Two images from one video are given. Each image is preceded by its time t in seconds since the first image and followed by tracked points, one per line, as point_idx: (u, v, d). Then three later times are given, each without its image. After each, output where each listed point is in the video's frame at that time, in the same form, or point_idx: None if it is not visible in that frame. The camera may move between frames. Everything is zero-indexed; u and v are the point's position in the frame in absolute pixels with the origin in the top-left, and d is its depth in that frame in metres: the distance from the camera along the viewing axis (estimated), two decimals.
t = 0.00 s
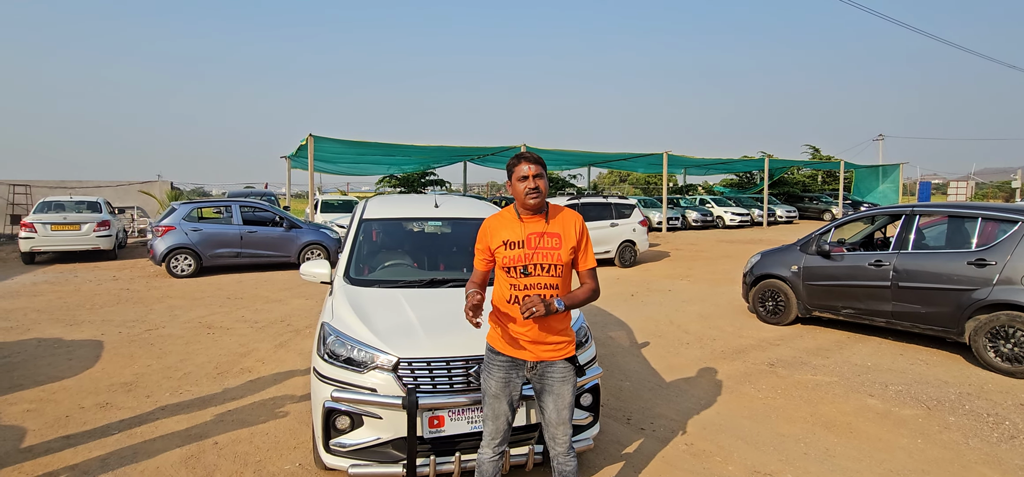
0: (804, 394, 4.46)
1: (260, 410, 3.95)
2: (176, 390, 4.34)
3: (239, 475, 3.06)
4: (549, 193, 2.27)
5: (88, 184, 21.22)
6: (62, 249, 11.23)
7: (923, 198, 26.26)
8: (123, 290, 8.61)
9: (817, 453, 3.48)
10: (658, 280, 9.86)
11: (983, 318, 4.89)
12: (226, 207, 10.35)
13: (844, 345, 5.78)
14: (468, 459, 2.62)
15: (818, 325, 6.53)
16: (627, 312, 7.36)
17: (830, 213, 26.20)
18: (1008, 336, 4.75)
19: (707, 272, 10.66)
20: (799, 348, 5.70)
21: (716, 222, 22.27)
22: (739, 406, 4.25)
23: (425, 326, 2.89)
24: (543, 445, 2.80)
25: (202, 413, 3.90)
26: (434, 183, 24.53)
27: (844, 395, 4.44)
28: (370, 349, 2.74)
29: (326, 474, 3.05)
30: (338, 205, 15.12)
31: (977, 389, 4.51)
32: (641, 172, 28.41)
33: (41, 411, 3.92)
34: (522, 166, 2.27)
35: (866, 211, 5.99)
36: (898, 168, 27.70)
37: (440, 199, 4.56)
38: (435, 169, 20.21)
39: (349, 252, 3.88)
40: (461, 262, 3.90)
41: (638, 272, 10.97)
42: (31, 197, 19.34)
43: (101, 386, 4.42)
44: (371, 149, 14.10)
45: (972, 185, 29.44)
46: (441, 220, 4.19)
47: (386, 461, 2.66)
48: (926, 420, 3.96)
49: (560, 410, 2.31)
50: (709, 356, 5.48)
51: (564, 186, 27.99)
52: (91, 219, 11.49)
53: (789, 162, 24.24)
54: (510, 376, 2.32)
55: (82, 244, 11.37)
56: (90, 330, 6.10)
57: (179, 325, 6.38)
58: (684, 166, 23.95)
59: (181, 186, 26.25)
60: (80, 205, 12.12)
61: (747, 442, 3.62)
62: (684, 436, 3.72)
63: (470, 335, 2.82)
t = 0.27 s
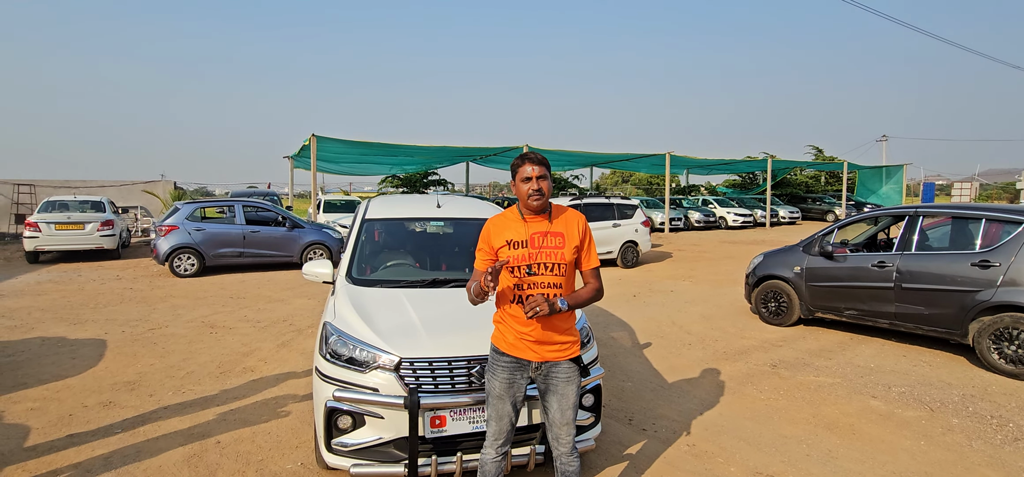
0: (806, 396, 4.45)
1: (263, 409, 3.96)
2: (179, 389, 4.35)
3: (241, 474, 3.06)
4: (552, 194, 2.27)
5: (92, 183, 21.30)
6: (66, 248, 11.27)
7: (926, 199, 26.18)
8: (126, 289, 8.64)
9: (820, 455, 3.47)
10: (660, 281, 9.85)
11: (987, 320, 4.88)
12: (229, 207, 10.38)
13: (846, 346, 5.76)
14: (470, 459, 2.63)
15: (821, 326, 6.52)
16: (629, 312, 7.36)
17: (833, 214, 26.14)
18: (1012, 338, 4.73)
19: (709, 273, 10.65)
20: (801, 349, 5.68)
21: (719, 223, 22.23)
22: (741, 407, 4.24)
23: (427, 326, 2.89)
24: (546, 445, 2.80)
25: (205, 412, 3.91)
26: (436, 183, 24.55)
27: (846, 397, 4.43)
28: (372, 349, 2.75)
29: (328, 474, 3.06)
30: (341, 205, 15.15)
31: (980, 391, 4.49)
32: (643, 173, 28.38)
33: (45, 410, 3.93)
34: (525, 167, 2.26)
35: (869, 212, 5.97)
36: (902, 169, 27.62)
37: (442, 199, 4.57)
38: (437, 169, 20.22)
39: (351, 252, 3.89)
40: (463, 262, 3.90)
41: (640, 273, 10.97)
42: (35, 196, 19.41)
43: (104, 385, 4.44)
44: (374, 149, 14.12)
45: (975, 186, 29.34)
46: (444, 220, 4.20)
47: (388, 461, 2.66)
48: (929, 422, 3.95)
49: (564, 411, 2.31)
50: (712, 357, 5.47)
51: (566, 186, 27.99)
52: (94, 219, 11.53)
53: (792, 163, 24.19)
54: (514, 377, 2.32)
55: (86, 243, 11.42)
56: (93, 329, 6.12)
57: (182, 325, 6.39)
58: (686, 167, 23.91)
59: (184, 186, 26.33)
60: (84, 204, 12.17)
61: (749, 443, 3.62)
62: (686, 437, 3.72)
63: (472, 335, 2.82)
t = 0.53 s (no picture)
0: (809, 397, 4.44)
1: (266, 408, 3.97)
2: (183, 387, 4.37)
3: (244, 472, 3.08)
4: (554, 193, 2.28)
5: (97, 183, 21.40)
6: (71, 248, 11.33)
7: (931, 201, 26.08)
8: (131, 289, 8.68)
9: (822, 456, 3.47)
10: (663, 282, 9.84)
11: (991, 322, 4.86)
12: (233, 207, 10.41)
13: (850, 347, 5.75)
14: (471, 458, 2.64)
15: (824, 328, 6.50)
16: (631, 313, 7.35)
17: (837, 215, 26.07)
18: (1016, 340, 4.71)
19: (712, 274, 10.63)
20: (804, 350, 5.67)
21: (722, 224, 22.19)
22: (744, 408, 4.24)
23: (430, 326, 2.91)
24: (547, 445, 2.81)
25: (208, 411, 3.93)
26: (439, 184, 24.58)
27: (849, 398, 4.42)
28: (374, 348, 2.76)
29: (330, 472, 3.07)
30: (344, 205, 15.19)
31: (984, 393, 4.48)
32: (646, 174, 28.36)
33: (50, 408, 3.96)
34: (526, 167, 2.26)
35: (873, 213, 5.96)
36: (906, 171, 27.54)
37: (445, 200, 4.58)
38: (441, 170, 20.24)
39: (354, 252, 3.91)
40: (466, 263, 3.91)
41: (643, 274, 10.96)
42: (40, 196, 19.50)
43: (109, 383, 4.46)
44: (377, 149, 14.14)
45: (980, 188, 29.22)
46: (446, 220, 4.21)
47: (390, 460, 2.67)
48: (932, 424, 3.94)
49: (564, 411, 2.32)
50: (714, 358, 5.47)
51: (569, 187, 27.99)
52: (100, 219, 11.59)
53: (796, 164, 24.14)
54: (514, 376, 2.32)
55: (91, 242, 11.47)
56: (98, 328, 6.15)
57: (186, 324, 6.42)
58: (690, 168, 23.88)
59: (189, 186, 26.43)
60: (89, 204, 12.22)
61: (752, 444, 3.62)
62: (687, 437, 3.72)
63: (474, 335, 2.83)
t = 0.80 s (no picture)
0: (811, 400, 4.43)
1: (269, 408, 3.99)
2: (187, 387, 4.40)
3: (248, 472, 3.10)
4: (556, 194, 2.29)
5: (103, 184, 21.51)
6: (76, 248, 11.40)
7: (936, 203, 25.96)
8: (136, 289, 8.72)
9: (824, 459, 3.46)
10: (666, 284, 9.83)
11: (995, 325, 4.85)
12: (237, 208, 10.45)
13: (853, 350, 5.73)
14: (473, 459, 2.65)
15: (827, 330, 6.49)
16: (634, 315, 7.35)
17: (841, 218, 25.98)
18: (1020, 343, 4.70)
19: (715, 276, 10.62)
20: (807, 353, 5.66)
21: (725, 226, 22.15)
22: (746, 411, 4.24)
23: (433, 327, 2.92)
24: (548, 446, 2.82)
25: (212, 410, 3.95)
26: (442, 185, 24.61)
27: (852, 401, 4.41)
28: (377, 348, 2.78)
29: (333, 472, 3.08)
30: (348, 206, 15.23)
31: (988, 396, 4.46)
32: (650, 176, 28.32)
33: (56, 407, 3.99)
34: (531, 166, 2.29)
35: (877, 216, 5.95)
36: (910, 173, 27.43)
37: (448, 201, 4.60)
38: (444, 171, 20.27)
39: (357, 254, 3.92)
40: (469, 264, 3.92)
41: (646, 276, 10.95)
42: (46, 196, 19.61)
43: (113, 383, 4.49)
44: (380, 151, 14.17)
45: (986, 190, 29.07)
46: (449, 221, 4.22)
47: (392, 460, 2.69)
48: (935, 427, 3.93)
49: (563, 411, 2.33)
50: (716, 360, 5.47)
51: (573, 189, 27.99)
52: (105, 219, 11.65)
53: (800, 166, 24.09)
54: (513, 376, 2.33)
55: (96, 243, 11.53)
56: (103, 328, 6.18)
57: (191, 324, 6.45)
58: (693, 170, 23.84)
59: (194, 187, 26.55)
60: (94, 205, 12.29)
61: (753, 447, 3.62)
62: (689, 440, 3.72)
63: (477, 335, 2.84)
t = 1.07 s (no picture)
0: (814, 403, 4.43)
1: (273, 409, 4.01)
2: (191, 388, 4.42)
3: (252, 472, 3.11)
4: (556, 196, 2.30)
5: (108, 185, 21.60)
6: (82, 249, 11.46)
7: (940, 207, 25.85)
8: (140, 290, 8.77)
9: (827, 462, 3.46)
10: (669, 287, 9.83)
11: (1000, 329, 4.83)
12: (241, 209, 10.49)
13: (856, 353, 5.72)
14: (476, 460, 2.66)
15: (830, 333, 6.48)
16: (636, 317, 7.36)
17: (845, 221, 25.91)
18: None
19: (718, 279, 10.60)
20: (810, 356, 5.66)
21: (729, 229, 22.10)
22: (749, 414, 4.23)
23: (436, 328, 2.93)
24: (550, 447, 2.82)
25: (216, 411, 3.97)
26: (445, 187, 24.65)
27: (855, 404, 4.40)
28: (381, 349, 2.79)
29: (337, 473, 3.10)
30: (351, 208, 15.27)
31: (992, 400, 4.45)
32: (653, 178, 28.29)
33: (62, 406, 4.02)
34: (531, 168, 2.30)
35: (880, 219, 5.94)
36: (915, 176, 27.35)
37: (451, 203, 4.61)
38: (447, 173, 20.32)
39: (361, 255, 3.94)
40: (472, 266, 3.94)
41: (649, 278, 10.95)
42: (52, 197, 19.71)
43: (119, 383, 4.52)
44: (384, 153, 14.21)
45: (991, 193, 28.95)
46: (453, 223, 4.24)
47: (396, 460, 2.69)
48: (938, 431, 3.92)
49: (563, 412, 2.34)
50: (719, 363, 5.46)
51: (576, 191, 27.99)
52: (110, 220, 11.72)
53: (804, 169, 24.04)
54: (512, 377, 2.34)
55: (101, 244, 11.59)
56: (108, 329, 6.22)
57: (195, 325, 6.48)
58: (697, 172, 23.81)
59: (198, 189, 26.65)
60: (99, 206, 12.35)
61: (756, 449, 3.61)
62: (692, 442, 3.72)
63: (480, 337, 2.85)
